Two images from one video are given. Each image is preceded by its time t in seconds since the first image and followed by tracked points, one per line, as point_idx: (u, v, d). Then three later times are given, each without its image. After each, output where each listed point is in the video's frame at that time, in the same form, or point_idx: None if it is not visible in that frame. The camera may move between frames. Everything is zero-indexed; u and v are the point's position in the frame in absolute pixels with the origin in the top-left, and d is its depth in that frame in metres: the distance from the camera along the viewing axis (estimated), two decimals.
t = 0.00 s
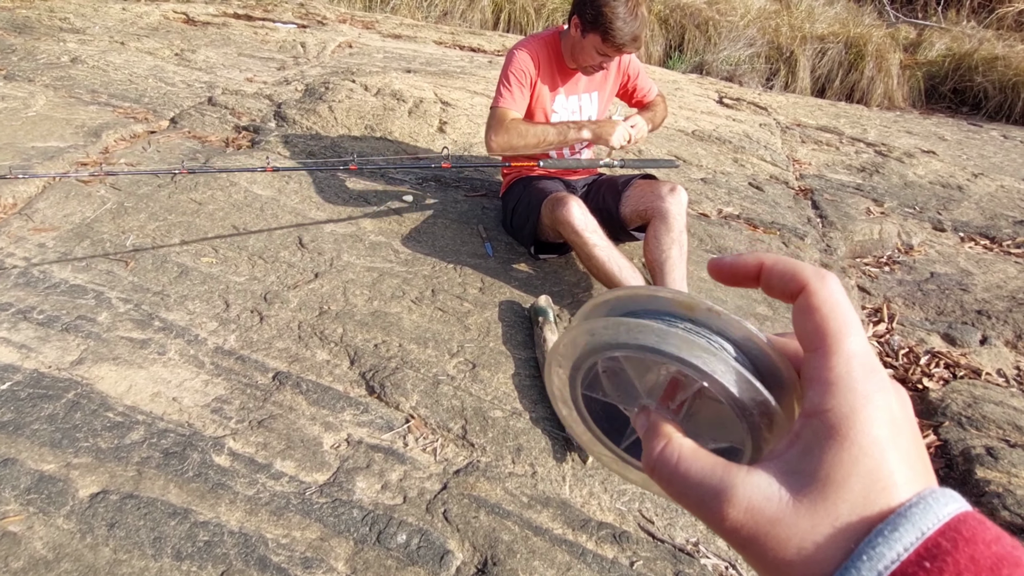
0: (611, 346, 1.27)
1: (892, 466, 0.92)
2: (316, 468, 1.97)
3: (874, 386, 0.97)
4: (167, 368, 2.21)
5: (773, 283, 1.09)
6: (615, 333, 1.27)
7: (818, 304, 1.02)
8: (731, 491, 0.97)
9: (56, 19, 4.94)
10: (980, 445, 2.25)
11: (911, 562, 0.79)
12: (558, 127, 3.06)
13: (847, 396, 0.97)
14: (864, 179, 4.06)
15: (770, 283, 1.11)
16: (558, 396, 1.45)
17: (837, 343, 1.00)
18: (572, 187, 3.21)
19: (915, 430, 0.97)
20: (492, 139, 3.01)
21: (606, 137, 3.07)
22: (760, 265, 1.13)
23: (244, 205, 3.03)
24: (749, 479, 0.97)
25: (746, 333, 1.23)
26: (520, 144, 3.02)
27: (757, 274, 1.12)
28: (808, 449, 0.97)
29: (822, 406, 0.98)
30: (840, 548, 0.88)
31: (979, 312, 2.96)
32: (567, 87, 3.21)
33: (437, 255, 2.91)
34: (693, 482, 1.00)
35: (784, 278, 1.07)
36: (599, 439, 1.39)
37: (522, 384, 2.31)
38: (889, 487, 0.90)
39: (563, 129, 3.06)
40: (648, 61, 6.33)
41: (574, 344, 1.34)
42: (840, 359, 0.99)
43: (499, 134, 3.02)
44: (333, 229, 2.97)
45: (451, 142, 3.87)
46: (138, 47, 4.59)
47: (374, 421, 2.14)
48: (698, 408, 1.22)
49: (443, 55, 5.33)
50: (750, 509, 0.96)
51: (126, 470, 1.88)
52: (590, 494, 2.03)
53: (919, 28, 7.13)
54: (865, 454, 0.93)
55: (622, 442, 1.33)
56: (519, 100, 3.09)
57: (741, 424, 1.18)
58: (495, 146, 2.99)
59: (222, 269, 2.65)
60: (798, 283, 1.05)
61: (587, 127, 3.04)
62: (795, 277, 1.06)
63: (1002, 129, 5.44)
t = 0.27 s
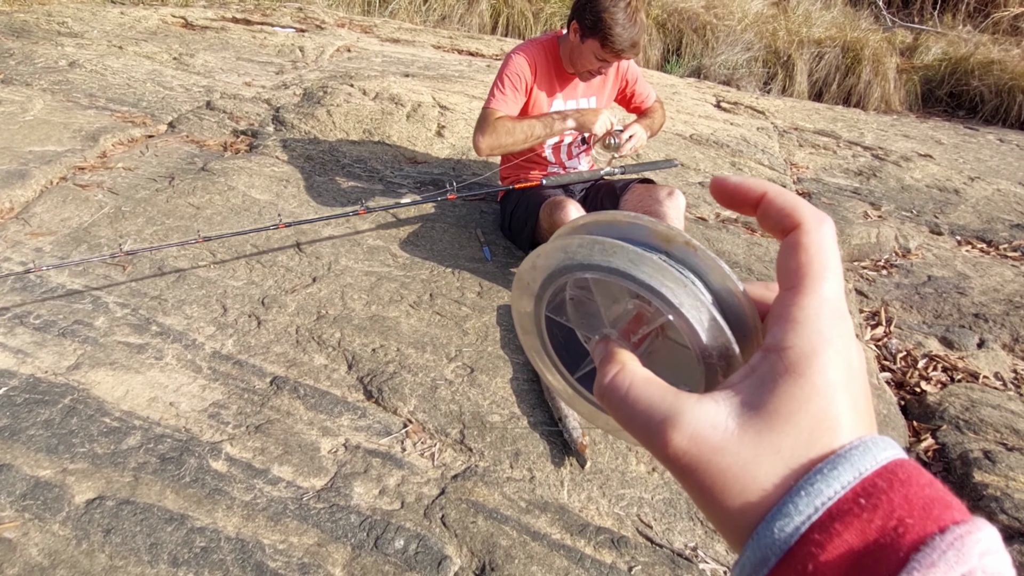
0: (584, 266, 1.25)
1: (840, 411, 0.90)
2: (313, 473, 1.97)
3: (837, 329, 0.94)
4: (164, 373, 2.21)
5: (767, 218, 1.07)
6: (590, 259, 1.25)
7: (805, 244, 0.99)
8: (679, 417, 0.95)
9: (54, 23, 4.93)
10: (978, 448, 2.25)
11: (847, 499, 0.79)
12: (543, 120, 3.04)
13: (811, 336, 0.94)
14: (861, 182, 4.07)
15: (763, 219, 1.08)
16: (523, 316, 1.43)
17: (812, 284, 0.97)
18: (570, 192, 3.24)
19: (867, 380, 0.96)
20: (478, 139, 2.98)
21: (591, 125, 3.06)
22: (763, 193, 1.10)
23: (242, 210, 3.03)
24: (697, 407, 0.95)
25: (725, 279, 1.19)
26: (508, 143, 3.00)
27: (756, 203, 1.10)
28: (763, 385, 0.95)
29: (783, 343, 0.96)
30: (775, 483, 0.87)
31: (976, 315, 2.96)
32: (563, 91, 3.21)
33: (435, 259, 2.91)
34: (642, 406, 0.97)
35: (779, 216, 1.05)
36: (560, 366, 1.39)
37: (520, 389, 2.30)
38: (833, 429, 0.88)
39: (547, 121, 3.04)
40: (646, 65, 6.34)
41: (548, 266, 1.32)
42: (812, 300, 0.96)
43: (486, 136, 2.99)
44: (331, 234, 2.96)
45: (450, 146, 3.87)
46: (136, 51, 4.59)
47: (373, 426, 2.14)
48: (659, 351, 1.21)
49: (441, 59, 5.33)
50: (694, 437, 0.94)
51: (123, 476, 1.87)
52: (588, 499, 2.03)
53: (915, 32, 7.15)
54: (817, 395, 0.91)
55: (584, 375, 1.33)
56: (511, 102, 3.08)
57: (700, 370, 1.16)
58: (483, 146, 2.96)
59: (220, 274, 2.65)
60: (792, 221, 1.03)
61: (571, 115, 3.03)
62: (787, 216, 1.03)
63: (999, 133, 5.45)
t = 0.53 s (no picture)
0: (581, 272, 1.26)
1: (838, 417, 0.90)
2: (315, 475, 1.97)
3: (834, 335, 0.95)
4: (166, 375, 2.21)
5: (757, 227, 1.08)
6: (586, 266, 1.25)
7: (798, 251, 1.00)
8: (677, 424, 0.95)
9: (56, 25, 4.95)
10: (980, 451, 2.26)
11: (846, 505, 0.79)
12: (532, 128, 3.06)
13: (808, 342, 0.94)
14: (862, 185, 4.07)
15: (755, 228, 1.09)
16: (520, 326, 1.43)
17: (806, 291, 0.97)
18: (573, 194, 3.26)
19: (866, 385, 0.95)
20: (467, 141, 3.02)
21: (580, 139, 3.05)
22: (752, 203, 1.11)
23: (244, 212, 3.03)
24: (696, 414, 0.95)
25: (719, 279, 1.20)
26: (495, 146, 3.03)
27: (746, 212, 1.11)
28: (761, 391, 0.95)
29: (781, 350, 0.96)
30: (774, 490, 0.87)
31: (978, 318, 2.96)
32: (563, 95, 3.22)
33: (437, 261, 2.91)
34: (639, 413, 0.97)
35: (769, 224, 1.06)
36: (558, 375, 1.39)
37: (522, 391, 2.30)
38: (831, 435, 0.88)
39: (535, 130, 3.06)
40: (647, 68, 6.35)
41: (545, 273, 1.32)
42: (808, 306, 0.96)
43: (475, 137, 3.02)
44: (333, 236, 2.97)
45: (451, 148, 3.87)
46: (138, 54, 4.60)
47: (374, 428, 2.14)
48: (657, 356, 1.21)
49: (442, 61, 5.35)
50: (694, 444, 0.94)
51: (125, 477, 1.88)
52: (590, 501, 2.03)
53: (915, 35, 7.16)
54: (815, 401, 0.91)
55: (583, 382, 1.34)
56: (507, 107, 3.09)
57: (698, 375, 1.16)
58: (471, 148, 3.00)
59: (222, 276, 2.65)
60: (782, 229, 1.03)
61: (561, 128, 3.04)
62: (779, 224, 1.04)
63: (999, 136, 5.46)
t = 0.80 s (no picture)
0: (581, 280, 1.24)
1: (842, 425, 0.89)
2: (317, 476, 1.97)
3: (837, 341, 0.94)
4: (168, 376, 2.21)
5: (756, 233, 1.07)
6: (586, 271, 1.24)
7: (798, 257, 0.99)
8: (681, 433, 0.93)
9: (60, 27, 4.96)
10: (984, 453, 2.25)
11: (851, 515, 0.78)
12: (530, 133, 3.05)
13: (811, 349, 0.93)
14: (865, 186, 4.06)
15: (755, 233, 1.08)
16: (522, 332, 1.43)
17: (808, 297, 0.96)
18: (574, 195, 3.25)
19: (870, 392, 0.95)
20: (465, 141, 3.04)
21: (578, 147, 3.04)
22: (750, 208, 1.10)
23: (246, 212, 3.03)
24: (698, 422, 0.93)
25: (718, 282, 1.19)
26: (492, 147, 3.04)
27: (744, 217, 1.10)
28: (764, 399, 0.94)
29: (783, 358, 0.95)
30: (780, 499, 0.86)
31: (982, 319, 2.95)
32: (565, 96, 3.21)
33: (439, 262, 2.91)
34: (642, 421, 0.96)
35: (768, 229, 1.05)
36: (562, 381, 1.39)
37: (524, 392, 2.30)
38: (835, 445, 0.88)
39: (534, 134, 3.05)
40: (649, 69, 6.34)
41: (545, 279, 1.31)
42: (810, 313, 0.95)
43: (473, 137, 3.02)
44: (335, 236, 2.97)
45: (453, 149, 3.87)
46: (142, 55, 4.61)
47: (376, 429, 2.14)
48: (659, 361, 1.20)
49: (444, 63, 5.35)
50: (697, 453, 0.92)
51: (127, 478, 1.88)
52: (592, 502, 2.02)
53: (919, 35, 7.14)
54: (819, 409, 0.90)
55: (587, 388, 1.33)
56: (507, 109, 3.09)
57: (701, 381, 1.15)
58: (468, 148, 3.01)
59: (224, 276, 2.66)
60: (783, 234, 1.02)
61: (559, 137, 3.02)
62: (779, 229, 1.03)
63: (1003, 136, 5.44)
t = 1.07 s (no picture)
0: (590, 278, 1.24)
1: (855, 425, 0.88)
2: (320, 476, 1.97)
3: (849, 341, 0.93)
4: (172, 376, 2.21)
5: (766, 230, 1.06)
6: (593, 271, 1.24)
7: (809, 254, 0.98)
8: (690, 434, 0.92)
9: (64, 29, 4.98)
10: (989, 453, 2.24)
11: (863, 517, 0.77)
12: (548, 137, 3.03)
13: (823, 349, 0.93)
14: (869, 185, 4.05)
15: (764, 230, 1.07)
16: (530, 332, 1.43)
17: (820, 295, 0.95)
18: (577, 195, 3.24)
19: (884, 392, 0.94)
20: (484, 145, 3.05)
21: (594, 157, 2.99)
22: (759, 204, 1.09)
23: (250, 213, 3.04)
24: (708, 422, 0.92)
25: (727, 280, 1.19)
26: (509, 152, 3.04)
27: (753, 213, 1.09)
28: (774, 399, 0.93)
29: (794, 357, 0.94)
30: (790, 501, 0.85)
31: (986, 319, 2.93)
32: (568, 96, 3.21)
33: (442, 262, 2.91)
34: (650, 422, 0.95)
35: (779, 227, 1.04)
36: (570, 378, 1.38)
37: (527, 392, 2.29)
38: (848, 445, 0.87)
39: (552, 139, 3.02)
40: (652, 69, 6.34)
41: (553, 277, 1.31)
42: (822, 312, 0.95)
43: (490, 141, 3.04)
44: (338, 237, 2.97)
45: (456, 150, 3.87)
46: (146, 56, 4.62)
47: (379, 429, 2.14)
48: (668, 361, 1.19)
49: (447, 63, 5.35)
50: (706, 454, 0.91)
51: (130, 478, 1.88)
52: (595, 503, 2.02)
53: (923, 34, 7.12)
54: (831, 409, 0.89)
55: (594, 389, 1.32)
56: (517, 111, 3.10)
57: (710, 381, 1.14)
58: (484, 152, 3.01)
59: (227, 277, 2.66)
60: (793, 231, 1.01)
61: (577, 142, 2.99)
62: (789, 225, 1.02)
63: (1007, 135, 5.42)
